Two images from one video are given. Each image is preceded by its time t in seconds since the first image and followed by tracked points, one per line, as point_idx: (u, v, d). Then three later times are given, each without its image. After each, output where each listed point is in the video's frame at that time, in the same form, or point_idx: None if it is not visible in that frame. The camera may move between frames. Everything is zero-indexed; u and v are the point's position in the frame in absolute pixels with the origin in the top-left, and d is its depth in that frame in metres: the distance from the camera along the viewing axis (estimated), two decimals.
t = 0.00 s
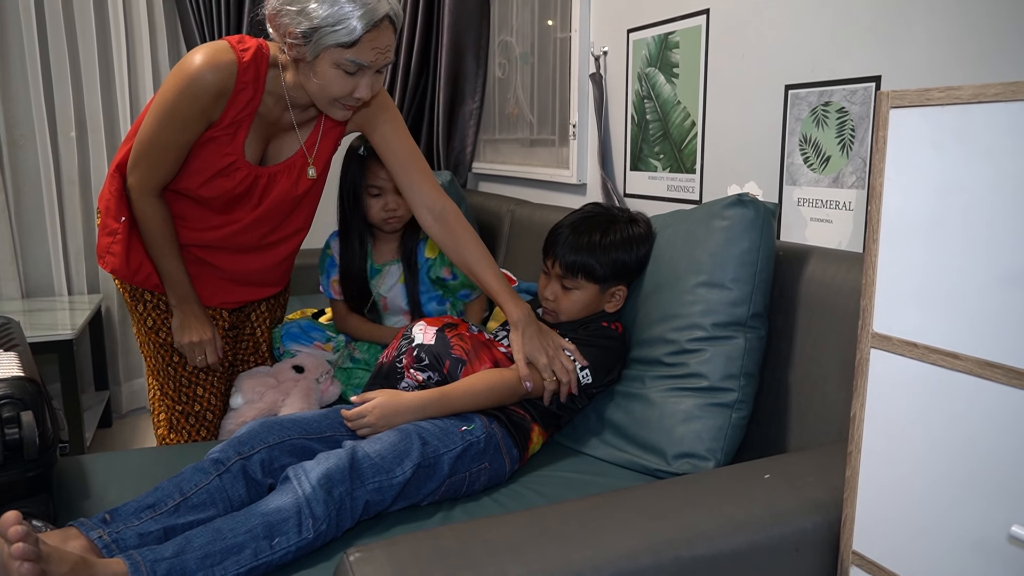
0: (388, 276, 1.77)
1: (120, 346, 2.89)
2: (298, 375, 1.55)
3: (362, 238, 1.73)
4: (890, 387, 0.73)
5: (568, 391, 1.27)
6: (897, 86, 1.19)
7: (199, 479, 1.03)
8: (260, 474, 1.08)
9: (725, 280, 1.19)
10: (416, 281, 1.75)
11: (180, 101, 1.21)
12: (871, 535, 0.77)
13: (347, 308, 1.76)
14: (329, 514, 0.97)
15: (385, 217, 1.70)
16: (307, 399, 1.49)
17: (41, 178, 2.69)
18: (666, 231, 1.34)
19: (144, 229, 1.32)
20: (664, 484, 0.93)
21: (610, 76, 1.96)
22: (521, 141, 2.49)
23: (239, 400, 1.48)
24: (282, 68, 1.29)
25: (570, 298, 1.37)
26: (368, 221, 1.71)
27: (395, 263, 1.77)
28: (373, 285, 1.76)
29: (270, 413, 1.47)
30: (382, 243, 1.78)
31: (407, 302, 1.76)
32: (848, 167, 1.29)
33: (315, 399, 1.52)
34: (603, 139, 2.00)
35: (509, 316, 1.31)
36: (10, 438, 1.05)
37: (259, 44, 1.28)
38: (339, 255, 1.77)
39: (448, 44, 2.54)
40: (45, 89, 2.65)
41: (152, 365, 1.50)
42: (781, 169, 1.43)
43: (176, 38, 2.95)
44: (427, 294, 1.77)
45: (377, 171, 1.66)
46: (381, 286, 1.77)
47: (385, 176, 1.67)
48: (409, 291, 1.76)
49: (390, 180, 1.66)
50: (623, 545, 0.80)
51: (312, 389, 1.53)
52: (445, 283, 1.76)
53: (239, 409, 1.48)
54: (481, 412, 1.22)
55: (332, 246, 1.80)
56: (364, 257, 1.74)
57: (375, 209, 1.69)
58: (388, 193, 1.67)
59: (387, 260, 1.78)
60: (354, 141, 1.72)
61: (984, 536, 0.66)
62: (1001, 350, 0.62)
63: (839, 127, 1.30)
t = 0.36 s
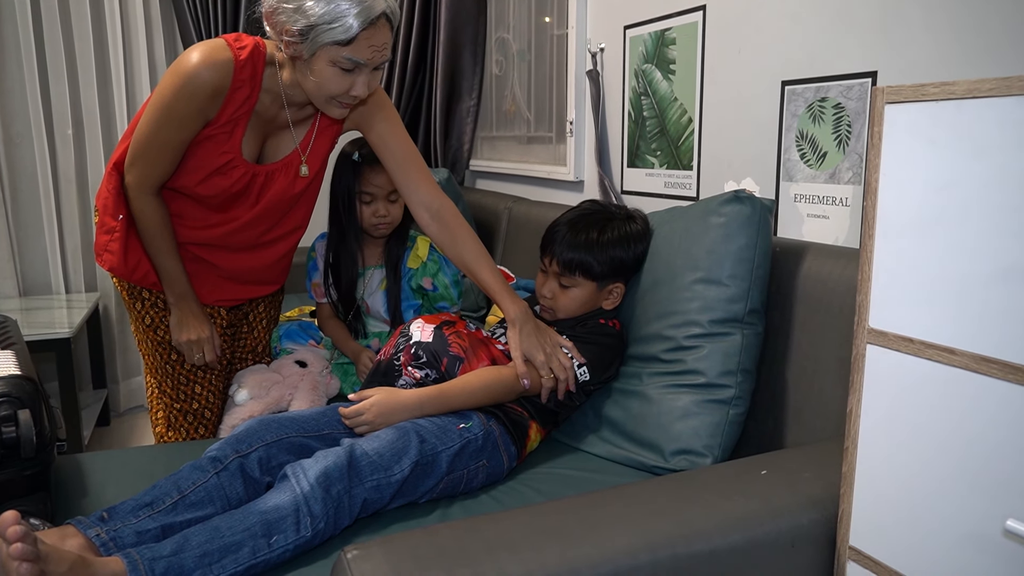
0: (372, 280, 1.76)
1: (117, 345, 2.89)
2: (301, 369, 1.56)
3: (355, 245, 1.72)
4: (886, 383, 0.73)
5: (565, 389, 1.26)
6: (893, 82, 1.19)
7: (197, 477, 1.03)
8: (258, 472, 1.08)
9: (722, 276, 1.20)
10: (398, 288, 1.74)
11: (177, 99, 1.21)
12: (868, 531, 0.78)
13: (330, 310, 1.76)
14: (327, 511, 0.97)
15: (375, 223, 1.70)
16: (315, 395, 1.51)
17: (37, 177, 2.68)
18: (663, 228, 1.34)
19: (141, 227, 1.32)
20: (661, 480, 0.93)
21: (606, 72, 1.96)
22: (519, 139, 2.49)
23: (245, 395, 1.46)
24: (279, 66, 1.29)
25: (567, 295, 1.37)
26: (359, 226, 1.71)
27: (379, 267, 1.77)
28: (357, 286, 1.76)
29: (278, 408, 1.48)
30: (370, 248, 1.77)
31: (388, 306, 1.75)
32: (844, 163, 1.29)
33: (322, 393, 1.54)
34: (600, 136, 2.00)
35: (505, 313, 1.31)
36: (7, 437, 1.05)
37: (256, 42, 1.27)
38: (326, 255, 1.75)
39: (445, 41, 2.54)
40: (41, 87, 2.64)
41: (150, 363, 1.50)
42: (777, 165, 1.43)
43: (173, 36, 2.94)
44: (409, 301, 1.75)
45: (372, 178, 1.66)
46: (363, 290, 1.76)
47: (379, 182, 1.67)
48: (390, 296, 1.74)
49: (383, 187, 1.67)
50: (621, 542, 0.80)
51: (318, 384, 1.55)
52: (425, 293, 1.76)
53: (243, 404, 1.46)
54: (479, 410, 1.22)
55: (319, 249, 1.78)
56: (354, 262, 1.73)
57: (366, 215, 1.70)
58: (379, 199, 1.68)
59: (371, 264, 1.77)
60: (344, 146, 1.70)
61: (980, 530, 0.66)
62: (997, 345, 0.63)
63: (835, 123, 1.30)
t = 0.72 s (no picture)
0: (374, 287, 1.76)
1: (115, 347, 2.89)
2: (298, 374, 1.56)
3: (354, 248, 1.73)
4: (884, 388, 0.73)
5: (564, 393, 1.27)
6: (892, 87, 1.19)
7: (195, 481, 1.03)
8: (256, 476, 1.08)
9: (720, 281, 1.20)
10: (400, 295, 1.73)
11: (176, 103, 1.21)
12: (866, 536, 0.78)
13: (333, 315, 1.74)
14: (326, 516, 0.97)
15: (372, 226, 1.70)
16: (312, 399, 1.51)
17: (35, 179, 2.68)
18: (661, 231, 1.35)
19: (140, 230, 1.32)
20: (660, 485, 0.93)
21: (605, 77, 1.96)
22: (517, 142, 2.49)
23: (242, 399, 1.46)
24: (278, 71, 1.29)
25: (566, 300, 1.37)
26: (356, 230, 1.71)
27: (381, 275, 1.76)
28: (357, 294, 1.75)
29: (275, 413, 1.47)
30: (370, 253, 1.77)
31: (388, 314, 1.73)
32: (842, 168, 1.29)
33: (319, 398, 1.53)
34: (599, 140, 2.00)
35: (504, 317, 1.31)
36: (4, 440, 1.05)
37: (255, 46, 1.27)
38: (328, 262, 1.77)
39: (444, 44, 2.54)
40: (40, 90, 2.64)
41: (147, 367, 1.50)
42: (775, 170, 1.44)
43: (172, 38, 2.94)
44: (410, 309, 1.74)
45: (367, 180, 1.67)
46: (365, 297, 1.75)
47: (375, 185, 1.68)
48: (390, 304, 1.73)
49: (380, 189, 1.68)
50: (620, 546, 0.80)
51: (315, 389, 1.54)
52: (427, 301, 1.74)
53: (240, 409, 1.46)
54: (477, 414, 1.22)
55: (323, 256, 1.80)
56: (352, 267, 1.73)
57: (362, 218, 1.70)
58: (376, 202, 1.68)
59: (372, 271, 1.77)
60: (343, 151, 1.73)
61: (978, 536, 0.66)
62: (995, 350, 0.63)
63: (833, 128, 1.30)
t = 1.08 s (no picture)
0: (380, 302, 1.77)
1: (115, 354, 2.88)
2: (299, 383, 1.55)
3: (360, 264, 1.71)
4: (887, 399, 0.73)
5: (565, 401, 1.27)
6: (893, 97, 1.20)
7: (196, 488, 1.03)
8: (257, 484, 1.08)
9: (722, 290, 1.20)
10: (404, 306, 1.75)
11: (177, 110, 1.21)
12: (868, 547, 0.78)
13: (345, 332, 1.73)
14: (327, 525, 0.97)
15: (379, 241, 1.70)
16: (312, 408, 1.50)
17: (37, 184, 2.68)
18: (663, 240, 1.35)
19: (141, 238, 1.32)
20: (661, 494, 0.93)
21: (607, 85, 1.97)
22: (519, 150, 2.50)
23: (242, 407, 1.46)
24: (279, 78, 1.29)
25: (568, 308, 1.38)
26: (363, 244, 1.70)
27: (387, 289, 1.77)
28: (364, 308, 1.76)
29: (274, 422, 1.47)
30: (376, 268, 1.78)
31: (394, 327, 1.75)
32: (844, 177, 1.29)
33: (319, 407, 1.52)
34: (600, 149, 2.01)
35: (506, 324, 1.31)
36: (6, 447, 1.05)
37: (257, 54, 1.27)
38: (335, 277, 1.76)
39: (446, 53, 2.55)
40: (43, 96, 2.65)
41: (148, 373, 1.50)
42: (777, 179, 1.44)
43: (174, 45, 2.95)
44: (415, 319, 1.76)
45: (373, 196, 1.68)
46: (371, 311, 1.76)
47: (381, 200, 1.68)
48: (396, 317, 1.75)
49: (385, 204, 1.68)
50: (622, 556, 0.80)
51: (315, 398, 1.53)
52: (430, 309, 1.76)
53: (240, 417, 1.45)
54: (479, 422, 1.22)
55: (328, 271, 1.80)
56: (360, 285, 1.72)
57: (369, 233, 1.70)
58: (383, 217, 1.69)
59: (377, 286, 1.78)
60: (350, 164, 1.73)
61: (981, 547, 0.66)
62: (999, 362, 0.63)
63: (835, 138, 1.31)
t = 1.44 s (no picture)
0: (383, 304, 1.77)
1: (117, 356, 2.88)
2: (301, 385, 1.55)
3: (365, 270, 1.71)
4: (890, 405, 0.73)
5: (567, 406, 1.27)
6: (896, 103, 1.20)
7: (197, 491, 1.03)
8: (259, 487, 1.08)
9: (725, 295, 1.20)
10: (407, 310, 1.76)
11: (186, 136, 1.19)
12: (871, 553, 0.77)
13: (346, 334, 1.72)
14: (329, 528, 0.97)
15: (383, 246, 1.70)
16: (314, 411, 1.50)
17: (40, 186, 2.69)
18: (666, 243, 1.35)
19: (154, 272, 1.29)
20: (663, 499, 0.93)
21: (609, 90, 1.97)
22: (521, 154, 2.50)
23: (243, 410, 1.44)
24: (283, 95, 1.27)
25: (570, 312, 1.38)
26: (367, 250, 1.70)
27: (390, 291, 1.78)
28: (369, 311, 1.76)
29: (275, 424, 1.45)
30: (381, 272, 1.79)
31: (397, 330, 1.76)
32: (847, 183, 1.29)
33: (321, 410, 1.52)
34: (603, 153, 2.01)
35: (507, 330, 1.32)
36: (8, 449, 1.05)
37: (259, 68, 1.25)
38: (338, 281, 1.76)
39: (449, 57, 2.56)
40: (47, 99, 2.66)
41: (151, 377, 1.50)
42: (780, 184, 1.44)
43: (178, 48, 2.96)
44: (417, 322, 1.77)
45: (377, 202, 1.67)
46: (374, 314, 1.77)
47: (384, 206, 1.68)
48: (399, 320, 1.75)
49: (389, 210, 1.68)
50: (624, 562, 0.79)
51: (317, 401, 1.53)
52: (432, 313, 1.77)
53: (242, 420, 1.44)
54: (481, 426, 1.22)
55: (332, 275, 1.80)
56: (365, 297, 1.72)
57: (373, 238, 1.70)
58: (386, 222, 1.69)
59: (381, 289, 1.79)
60: (351, 168, 1.72)
61: (984, 554, 0.66)
62: (1003, 369, 0.63)
63: (838, 143, 1.31)
